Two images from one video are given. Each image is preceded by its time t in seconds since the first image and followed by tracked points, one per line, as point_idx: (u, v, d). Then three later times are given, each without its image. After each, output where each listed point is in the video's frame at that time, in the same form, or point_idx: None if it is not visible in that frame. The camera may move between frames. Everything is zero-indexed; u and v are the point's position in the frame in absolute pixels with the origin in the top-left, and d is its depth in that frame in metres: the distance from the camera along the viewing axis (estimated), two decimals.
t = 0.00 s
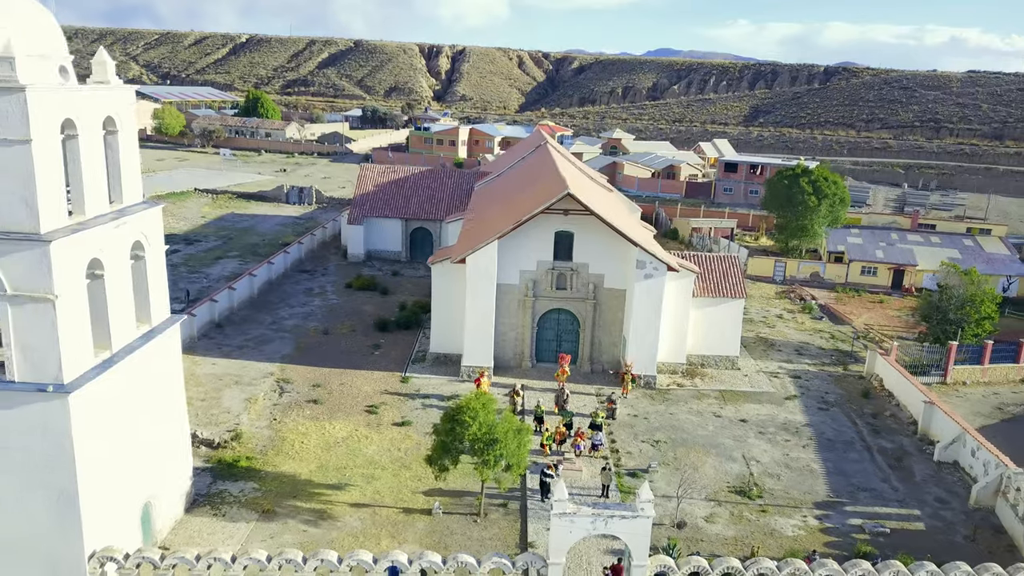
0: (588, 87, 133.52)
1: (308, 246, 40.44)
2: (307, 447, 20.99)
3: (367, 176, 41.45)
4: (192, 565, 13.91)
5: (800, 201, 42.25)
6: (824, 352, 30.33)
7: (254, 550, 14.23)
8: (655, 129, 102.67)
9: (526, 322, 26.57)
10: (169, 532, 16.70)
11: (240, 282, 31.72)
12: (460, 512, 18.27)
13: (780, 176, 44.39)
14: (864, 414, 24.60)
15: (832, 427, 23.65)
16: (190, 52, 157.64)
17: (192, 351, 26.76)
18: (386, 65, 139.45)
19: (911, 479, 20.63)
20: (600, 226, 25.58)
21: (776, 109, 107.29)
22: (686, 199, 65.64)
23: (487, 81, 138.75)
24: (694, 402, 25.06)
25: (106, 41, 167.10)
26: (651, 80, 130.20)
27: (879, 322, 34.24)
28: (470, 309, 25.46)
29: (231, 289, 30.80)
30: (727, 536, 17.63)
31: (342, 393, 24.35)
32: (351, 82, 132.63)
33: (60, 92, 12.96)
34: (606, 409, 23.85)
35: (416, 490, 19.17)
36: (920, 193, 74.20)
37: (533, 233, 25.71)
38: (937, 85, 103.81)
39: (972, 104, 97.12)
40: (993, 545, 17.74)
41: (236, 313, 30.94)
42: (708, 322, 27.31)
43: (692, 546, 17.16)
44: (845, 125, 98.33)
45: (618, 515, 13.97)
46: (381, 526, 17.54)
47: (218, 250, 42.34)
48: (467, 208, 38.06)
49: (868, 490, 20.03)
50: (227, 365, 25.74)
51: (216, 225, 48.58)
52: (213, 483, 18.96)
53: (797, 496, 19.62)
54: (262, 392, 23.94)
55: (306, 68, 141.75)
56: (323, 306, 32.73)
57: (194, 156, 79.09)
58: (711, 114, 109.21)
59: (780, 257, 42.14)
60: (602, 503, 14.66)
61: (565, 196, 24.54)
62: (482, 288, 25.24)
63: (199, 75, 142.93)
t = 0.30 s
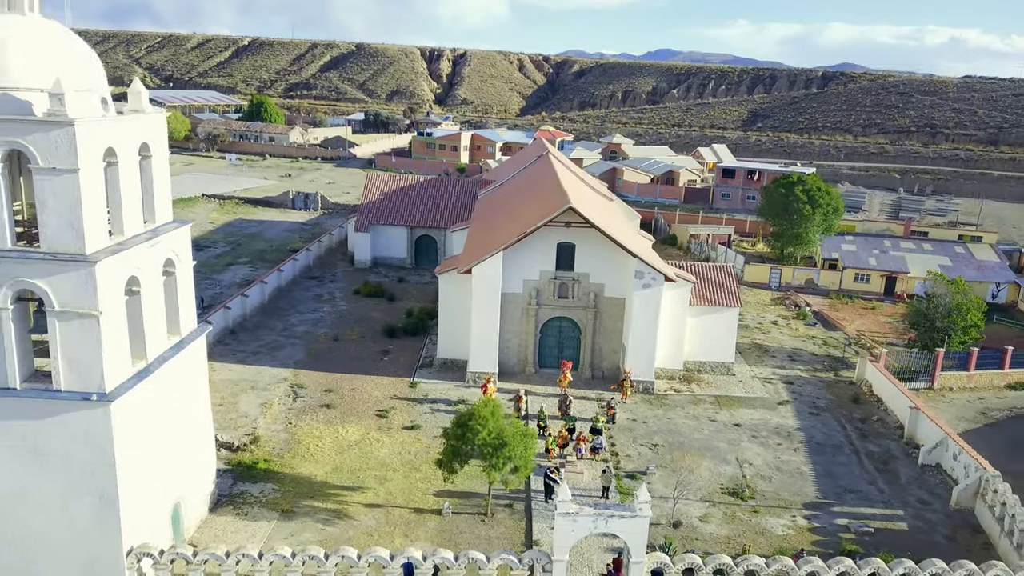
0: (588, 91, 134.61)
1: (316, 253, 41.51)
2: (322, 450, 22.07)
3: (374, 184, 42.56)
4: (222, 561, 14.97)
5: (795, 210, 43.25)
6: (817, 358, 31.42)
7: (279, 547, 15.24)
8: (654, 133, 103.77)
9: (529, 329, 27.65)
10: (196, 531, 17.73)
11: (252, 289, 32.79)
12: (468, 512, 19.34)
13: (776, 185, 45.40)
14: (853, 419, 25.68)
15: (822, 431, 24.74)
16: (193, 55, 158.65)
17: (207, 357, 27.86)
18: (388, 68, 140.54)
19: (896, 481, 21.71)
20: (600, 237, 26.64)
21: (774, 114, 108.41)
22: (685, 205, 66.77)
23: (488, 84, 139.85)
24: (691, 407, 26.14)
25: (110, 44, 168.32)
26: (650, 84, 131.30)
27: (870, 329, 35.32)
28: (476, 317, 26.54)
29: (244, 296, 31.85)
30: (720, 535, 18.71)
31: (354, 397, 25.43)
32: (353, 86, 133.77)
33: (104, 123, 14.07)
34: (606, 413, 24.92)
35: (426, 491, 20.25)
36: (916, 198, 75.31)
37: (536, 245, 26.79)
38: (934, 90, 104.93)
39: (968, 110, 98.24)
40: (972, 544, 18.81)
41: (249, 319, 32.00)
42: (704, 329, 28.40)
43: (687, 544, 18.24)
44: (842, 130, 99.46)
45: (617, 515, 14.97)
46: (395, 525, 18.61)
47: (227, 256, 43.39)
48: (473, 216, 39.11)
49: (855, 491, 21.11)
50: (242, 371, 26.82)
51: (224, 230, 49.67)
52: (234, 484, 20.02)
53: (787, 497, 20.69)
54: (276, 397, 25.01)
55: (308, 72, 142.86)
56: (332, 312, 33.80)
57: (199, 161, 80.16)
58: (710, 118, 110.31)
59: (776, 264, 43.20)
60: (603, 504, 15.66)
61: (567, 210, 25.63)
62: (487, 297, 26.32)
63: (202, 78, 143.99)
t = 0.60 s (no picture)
0: (588, 94, 135.76)
1: (324, 260, 42.65)
2: (337, 453, 23.21)
3: (380, 193, 43.75)
4: (251, 557, 16.12)
5: (791, 217, 44.38)
6: (810, 363, 32.57)
7: (303, 544, 16.39)
8: (653, 137, 104.92)
9: (533, 336, 28.80)
10: (222, 529, 18.89)
11: (264, 296, 33.94)
12: (476, 511, 20.49)
13: (773, 193, 46.57)
14: (843, 422, 26.83)
15: (813, 434, 25.88)
16: (195, 59, 159.79)
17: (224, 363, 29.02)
18: (389, 72, 141.71)
19: (882, 482, 22.86)
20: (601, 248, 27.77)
21: (772, 118, 109.61)
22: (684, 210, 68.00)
23: (489, 88, 141.00)
24: (688, 411, 27.29)
25: (113, 48, 169.60)
26: (649, 88, 132.49)
27: (862, 335, 36.47)
28: (482, 325, 27.69)
29: (257, 304, 33.00)
30: (714, 533, 19.85)
31: (365, 403, 26.58)
32: (355, 90, 135.05)
33: (143, 152, 15.25)
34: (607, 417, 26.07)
35: (437, 492, 21.40)
36: (911, 203, 76.46)
37: (540, 255, 27.92)
38: (930, 94, 106.11)
39: (963, 114, 99.47)
40: (952, 541, 19.97)
41: (261, 326, 33.15)
42: (700, 336, 29.55)
43: (684, 541, 19.39)
44: (839, 134, 100.62)
45: (618, 514, 16.08)
46: (408, 524, 19.75)
47: (237, 262, 44.54)
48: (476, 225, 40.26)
49: (843, 492, 22.26)
50: (258, 376, 27.98)
51: (233, 237, 50.83)
52: (255, 486, 21.16)
53: (779, 498, 21.84)
54: (291, 403, 26.17)
55: (310, 75, 144.07)
56: (342, 319, 34.94)
57: (204, 166, 81.31)
58: (709, 122, 111.48)
59: (772, 271, 44.33)
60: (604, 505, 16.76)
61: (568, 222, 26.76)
62: (493, 306, 27.49)
63: (205, 82, 145.13)
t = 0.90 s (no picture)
0: (588, 99, 137.03)
1: (331, 267, 43.84)
2: (349, 457, 24.40)
3: (386, 203, 44.94)
4: (275, 554, 17.30)
5: (788, 226, 45.50)
6: (802, 369, 33.78)
7: (323, 542, 17.60)
8: (653, 142, 106.12)
9: (535, 344, 29.98)
10: (245, 528, 20.06)
11: (276, 303, 35.13)
12: (483, 512, 21.68)
13: (770, 203, 47.72)
14: (832, 427, 28.03)
15: (804, 438, 27.08)
16: (198, 62, 160.98)
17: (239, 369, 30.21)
18: (391, 76, 142.90)
19: (868, 485, 24.04)
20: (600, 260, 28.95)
21: (770, 123, 110.84)
22: (682, 216, 69.25)
23: (490, 92, 142.19)
24: (684, 416, 28.49)
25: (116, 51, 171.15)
26: (649, 93, 133.79)
27: (854, 341, 37.67)
28: (487, 333, 28.86)
29: (268, 311, 34.17)
30: (708, 533, 21.04)
31: (375, 408, 27.76)
32: (357, 94, 136.41)
33: (177, 178, 16.45)
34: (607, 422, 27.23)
35: (445, 493, 22.58)
36: (906, 208, 77.69)
37: (542, 266, 29.07)
38: (926, 100, 107.36)
39: (959, 120, 100.76)
40: (932, 540, 21.16)
41: (273, 333, 34.32)
42: (696, 343, 30.76)
43: (678, 540, 20.58)
44: (836, 140, 101.83)
45: (617, 514, 17.25)
46: (418, 524, 20.93)
47: (247, 269, 45.70)
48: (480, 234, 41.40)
49: (831, 493, 23.45)
50: (272, 382, 29.18)
51: (241, 243, 52.00)
52: (273, 487, 22.32)
53: (769, 499, 23.02)
54: (305, 408, 27.35)
55: (312, 79, 145.32)
56: (350, 325, 36.13)
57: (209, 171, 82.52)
58: (707, 127, 112.73)
59: (767, 278, 45.53)
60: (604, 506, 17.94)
61: (569, 235, 27.93)
62: (497, 314, 28.69)
63: (208, 85, 146.37)
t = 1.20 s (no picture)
0: (588, 102, 138.47)
1: (341, 274, 45.24)
2: (364, 459, 25.81)
3: (393, 212, 46.38)
4: (301, 551, 18.72)
5: (784, 235, 46.95)
6: (795, 374, 35.19)
7: (345, 540, 19.03)
8: (652, 146, 107.55)
9: (539, 351, 31.39)
10: (270, 526, 21.47)
11: (290, 311, 36.54)
12: (491, 512, 23.10)
13: (766, 212, 49.23)
14: (822, 431, 29.44)
15: (795, 442, 28.49)
16: (202, 65, 162.50)
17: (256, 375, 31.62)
18: (393, 80, 144.37)
19: (855, 486, 25.44)
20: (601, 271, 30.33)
21: (768, 128, 112.28)
22: (681, 221, 70.66)
23: (491, 95, 143.59)
24: (681, 420, 29.91)
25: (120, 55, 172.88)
26: (649, 97, 135.26)
27: (846, 347, 39.08)
28: (493, 341, 30.25)
29: (283, 319, 35.58)
30: (702, 531, 22.46)
31: (387, 413, 29.17)
32: (360, 98, 137.98)
33: (213, 205, 17.85)
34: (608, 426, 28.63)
35: (456, 494, 23.99)
36: (901, 213, 79.10)
37: (546, 277, 30.45)
38: (922, 105, 108.76)
39: (954, 125, 102.20)
40: (913, 538, 22.55)
41: (287, 339, 35.75)
42: (692, 351, 32.17)
43: (675, 538, 21.99)
44: (833, 145, 103.26)
45: (618, 514, 18.64)
46: (431, 523, 22.34)
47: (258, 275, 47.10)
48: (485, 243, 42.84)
49: (819, 495, 24.86)
50: (288, 388, 30.59)
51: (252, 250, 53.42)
52: (294, 489, 23.73)
53: (761, 500, 24.44)
54: (321, 413, 28.76)
55: (315, 83, 146.86)
56: (360, 332, 37.53)
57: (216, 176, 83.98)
58: (706, 132, 114.18)
59: (763, 285, 46.91)
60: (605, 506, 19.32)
61: (571, 248, 29.33)
62: (503, 323, 30.09)
63: (212, 89, 147.92)
